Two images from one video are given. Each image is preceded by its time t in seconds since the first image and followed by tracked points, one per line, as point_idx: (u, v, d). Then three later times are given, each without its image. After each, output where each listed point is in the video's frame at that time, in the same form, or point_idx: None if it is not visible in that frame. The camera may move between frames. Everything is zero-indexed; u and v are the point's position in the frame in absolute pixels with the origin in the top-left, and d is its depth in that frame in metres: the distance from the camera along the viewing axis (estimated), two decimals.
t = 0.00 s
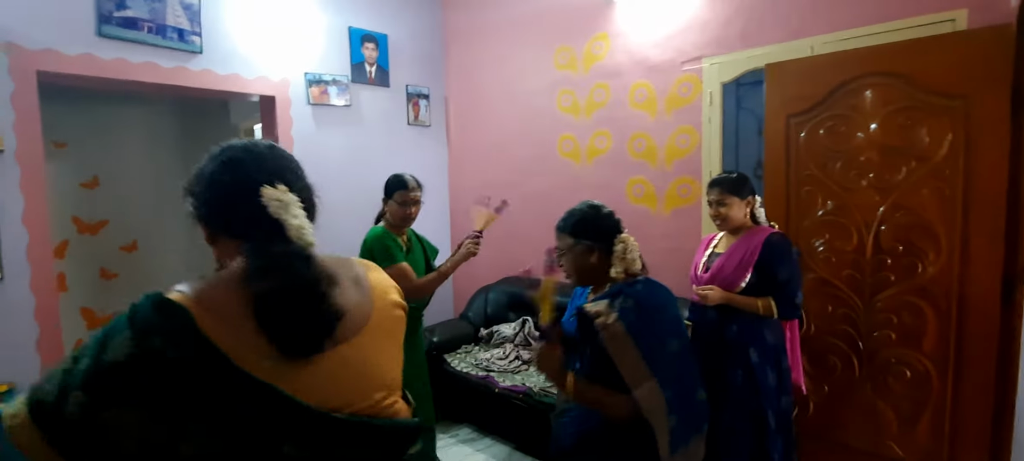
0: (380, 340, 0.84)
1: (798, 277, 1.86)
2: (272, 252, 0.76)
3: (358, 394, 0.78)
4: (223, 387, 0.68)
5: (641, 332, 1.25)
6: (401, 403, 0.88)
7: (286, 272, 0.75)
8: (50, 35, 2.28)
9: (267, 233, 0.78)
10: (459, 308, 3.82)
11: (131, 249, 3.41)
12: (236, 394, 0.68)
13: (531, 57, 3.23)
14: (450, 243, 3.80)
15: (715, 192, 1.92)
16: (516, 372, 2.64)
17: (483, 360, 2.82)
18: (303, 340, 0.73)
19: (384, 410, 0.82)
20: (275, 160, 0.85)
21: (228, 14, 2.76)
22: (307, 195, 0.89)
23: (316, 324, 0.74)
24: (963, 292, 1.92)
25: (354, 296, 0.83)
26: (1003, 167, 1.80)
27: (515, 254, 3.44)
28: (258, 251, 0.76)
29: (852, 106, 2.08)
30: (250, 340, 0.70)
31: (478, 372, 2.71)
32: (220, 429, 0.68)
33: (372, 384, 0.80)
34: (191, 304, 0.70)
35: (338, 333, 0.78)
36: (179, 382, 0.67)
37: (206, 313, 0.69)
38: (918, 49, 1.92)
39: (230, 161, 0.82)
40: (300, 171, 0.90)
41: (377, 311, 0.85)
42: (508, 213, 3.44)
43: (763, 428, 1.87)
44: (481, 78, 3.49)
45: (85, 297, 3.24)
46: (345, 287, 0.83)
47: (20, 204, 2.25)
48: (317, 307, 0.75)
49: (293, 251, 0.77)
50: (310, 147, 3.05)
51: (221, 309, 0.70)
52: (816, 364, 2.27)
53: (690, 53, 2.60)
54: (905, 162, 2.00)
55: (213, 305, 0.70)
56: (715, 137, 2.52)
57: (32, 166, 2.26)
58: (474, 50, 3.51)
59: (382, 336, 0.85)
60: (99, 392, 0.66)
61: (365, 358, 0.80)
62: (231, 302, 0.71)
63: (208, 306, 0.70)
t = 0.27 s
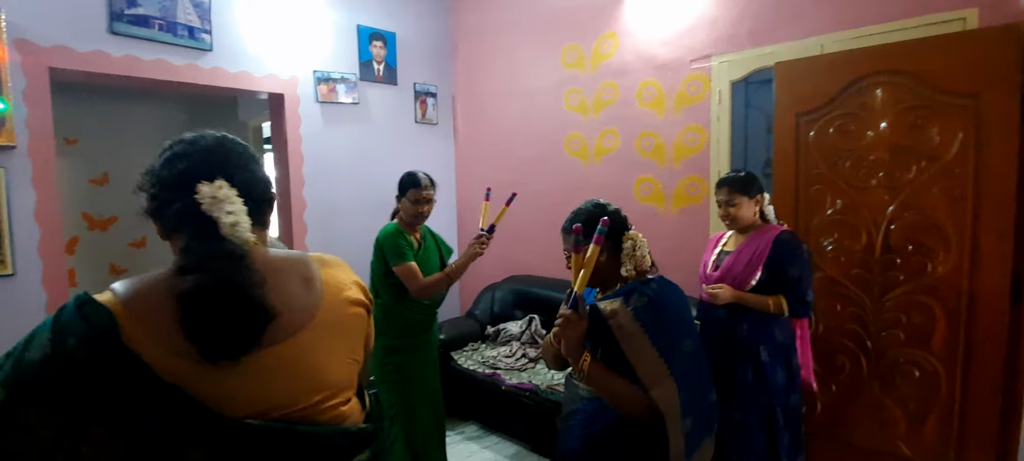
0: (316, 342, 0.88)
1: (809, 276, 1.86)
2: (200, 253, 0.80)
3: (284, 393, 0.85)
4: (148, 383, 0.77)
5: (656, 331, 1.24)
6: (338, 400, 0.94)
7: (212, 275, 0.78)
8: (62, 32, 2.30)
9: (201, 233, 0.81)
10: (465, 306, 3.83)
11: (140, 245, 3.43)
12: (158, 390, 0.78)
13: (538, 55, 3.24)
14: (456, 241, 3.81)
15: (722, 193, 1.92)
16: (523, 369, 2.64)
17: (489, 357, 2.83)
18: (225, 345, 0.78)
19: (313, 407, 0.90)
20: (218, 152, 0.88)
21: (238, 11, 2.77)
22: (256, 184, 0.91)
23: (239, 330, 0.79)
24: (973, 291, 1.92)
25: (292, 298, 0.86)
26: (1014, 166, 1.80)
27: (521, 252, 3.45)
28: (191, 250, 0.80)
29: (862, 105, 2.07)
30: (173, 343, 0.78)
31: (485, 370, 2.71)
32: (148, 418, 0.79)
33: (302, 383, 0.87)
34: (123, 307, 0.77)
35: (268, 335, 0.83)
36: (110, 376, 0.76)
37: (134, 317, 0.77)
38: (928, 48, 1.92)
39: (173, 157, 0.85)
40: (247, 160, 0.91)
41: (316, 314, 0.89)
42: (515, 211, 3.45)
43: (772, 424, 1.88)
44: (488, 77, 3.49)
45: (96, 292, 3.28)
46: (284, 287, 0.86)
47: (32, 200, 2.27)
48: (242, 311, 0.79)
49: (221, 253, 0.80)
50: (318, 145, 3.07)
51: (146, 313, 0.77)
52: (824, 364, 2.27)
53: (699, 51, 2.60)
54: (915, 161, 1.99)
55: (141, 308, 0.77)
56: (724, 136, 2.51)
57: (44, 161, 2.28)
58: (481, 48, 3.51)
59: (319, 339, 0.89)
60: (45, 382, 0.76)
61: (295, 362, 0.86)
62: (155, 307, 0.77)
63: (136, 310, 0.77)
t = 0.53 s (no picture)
0: (269, 344, 0.88)
1: (820, 276, 1.86)
2: (153, 250, 0.82)
3: (233, 394, 0.86)
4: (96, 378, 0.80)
5: (645, 331, 1.15)
6: (293, 404, 0.94)
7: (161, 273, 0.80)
8: (78, 30, 2.34)
9: (159, 230, 0.84)
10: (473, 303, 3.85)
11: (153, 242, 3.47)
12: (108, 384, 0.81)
13: (547, 53, 3.24)
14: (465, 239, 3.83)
15: (732, 192, 1.91)
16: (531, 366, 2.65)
17: (497, 355, 2.84)
18: (171, 343, 0.80)
19: (264, 410, 0.90)
20: (188, 146, 0.89)
21: (250, 10, 2.80)
22: (223, 179, 0.91)
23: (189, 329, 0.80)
24: (986, 291, 1.90)
25: (248, 299, 0.86)
26: None
27: (530, 250, 3.45)
28: (147, 247, 0.82)
29: (874, 103, 2.06)
30: (122, 340, 0.80)
31: (493, 367, 2.72)
32: (97, 414, 0.81)
33: (252, 385, 0.87)
34: (76, 303, 0.80)
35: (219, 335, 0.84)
36: (60, 372, 0.79)
37: (85, 313, 0.79)
38: (942, 45, 1.90)
39: (146, 151, 0.88)
40: (218, 156, 0.91)
41: (273, 317, 0.89)
42: (523, 209, 3.46)
43: (782, 424, 1.88)
44: (497, 75, 3.50)
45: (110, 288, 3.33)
46: (242, 287, 0.86)
47: (49, 196, 2.30)
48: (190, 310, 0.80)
49: (174, 250, 0.82)
50: (329, 142, 3.09)
51: (100, 309, 0.79)
52: (834, 363, 2.26)
53: (709, 49, 2.59)
54: (929, 159, 1.98)
55: (95, 305, 0.79)
56: (734, 134, 2.51)
57: (61, 158, 2.32)
58: (491, 46, 3.52)
59: (274, 342, 0.89)
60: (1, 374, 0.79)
61: (244, 364, 0.86)
62: (108, 305, 0.79)
63: (87, 307, 0.80)
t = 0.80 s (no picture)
0: (245, 340, 0.89)
1: (836, 274, 1.80)
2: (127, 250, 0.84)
3: (211, 389, 0.87)
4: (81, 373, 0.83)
5: (603, 335, 0.98)
6: (276, 399, 0.94)
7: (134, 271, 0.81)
8: (96, 29, 2.38)
9: (140, 228, 0.86)
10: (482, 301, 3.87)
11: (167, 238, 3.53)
12: (92, 379, 0.84)
13: (558, 51, 3.25)
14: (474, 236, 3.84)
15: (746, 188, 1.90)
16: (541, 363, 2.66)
17: (507, 352, 2.85)
18: (146, 342, 0.82)
19: (244, 406, 0.91)
20: (177, 140, 0.91)
21: (263, 9, 2.82)
22: (208, 175, 0.92)
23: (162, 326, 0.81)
24: (1003, 290, 1.87)
25: (225, 297, 0.87)
26: None
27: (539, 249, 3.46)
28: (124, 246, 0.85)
29: (889, 99, 2.04)
30: (103, 336, 0.83)
31: (503, 364, 2.73)
32: (83, 407, 0.83)
33: (227, 381, 0.88)
34: (60, 300, 0.83)
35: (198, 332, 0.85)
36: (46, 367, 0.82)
37: (70, 310, 0.83)
38: (958, 41, 1.87)
39: (138, 144, 0.91)
40: (204, 151, 0.93)
41: (249, 315, 0.89)
42: (533, 207, 3.47)
43: (794, 424, 1.86)
44: (508, 73, 3.51)
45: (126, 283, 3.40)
46: (217, 286, 0.87)
47: (67, 192, 2.35)
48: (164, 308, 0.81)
49: (148, 249, 0.83)
50: (340, 140, 3.11)
51: (80, 306, 0.82)
52: (846, 362, 2.24)
53: (721, 46, 2.58)
54: (944, 156, 1.96)
55: (77, 302, 0.82)
56: (746, 131, 2.50)
57: (79, 155, 2.36)
58: (501, 44, 3.53)
59: (250, 341, 0.89)
60: None
61: (219, 362, 0.87)
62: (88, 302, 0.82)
63: (71, 303, 0.83)
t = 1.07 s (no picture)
0: (241, 326, 0.90)
1: (853, 273, 1.75)
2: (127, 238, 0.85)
3: (212, 373, 0.89)
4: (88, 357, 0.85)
5: (534, 353, 1.03)
6: (276, 382, 0.96)
7: (132, 259, 0.83)
8: (112, 25, 2.41)
9: (140, 218, 0.88)
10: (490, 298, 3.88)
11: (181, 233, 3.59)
12: (99, 363, 0.86)
13: (568, 48, 3.25)
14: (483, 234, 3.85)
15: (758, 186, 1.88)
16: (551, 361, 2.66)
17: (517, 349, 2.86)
18: (144, 329, 0.83)
19: (244, 389, 0.93)
20: (172, 133, 0.93)
21: (276, 6, 2.84)
22: (208, 168, 0.94)
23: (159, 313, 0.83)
24: (1018, 291, 1.84)
25: (223, 286, 0.88)
26: None
27: (549, 246, 3.46)
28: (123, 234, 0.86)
29: (904, 98, 2.01)
30: (107, 322, 0.85)
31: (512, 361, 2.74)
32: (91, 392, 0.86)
33: (226, 365, 0.89)
34: (66, 289, 0.86)
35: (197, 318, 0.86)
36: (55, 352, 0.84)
37: (75, 297, 0.85)
38: (976, 39, 1.84)
39: (138, 142, 0.94)
40: (205, 144, 0.95)
41: (246, 303, 0.90)
42: (542, 205, 3.47)
43: (805, 423, 1.84)
44: (518, 70, 3.51)
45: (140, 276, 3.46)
46: (213, 273, 0.88)
47: (84, 186, 2.39)
48: (160, 294, 0.82)
49: (146, 237, 0.84)
50: (351, 137, 3.13)
51: (82, 294, 0.85)
52: (858, 362, 2.19)
53: (733, 44, 2.57)
54: (960, 155, 1.93)
55: (80, 291, 0.85)
56: (758, 129, 2.48)
57: (95, 150, 2.40)
58: (511, 42, 3.54)
59: (246, 329, 0.91)
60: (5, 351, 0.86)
61: (217, 349, 0.88)
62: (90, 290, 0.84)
63: (75, 292, 0.85)
